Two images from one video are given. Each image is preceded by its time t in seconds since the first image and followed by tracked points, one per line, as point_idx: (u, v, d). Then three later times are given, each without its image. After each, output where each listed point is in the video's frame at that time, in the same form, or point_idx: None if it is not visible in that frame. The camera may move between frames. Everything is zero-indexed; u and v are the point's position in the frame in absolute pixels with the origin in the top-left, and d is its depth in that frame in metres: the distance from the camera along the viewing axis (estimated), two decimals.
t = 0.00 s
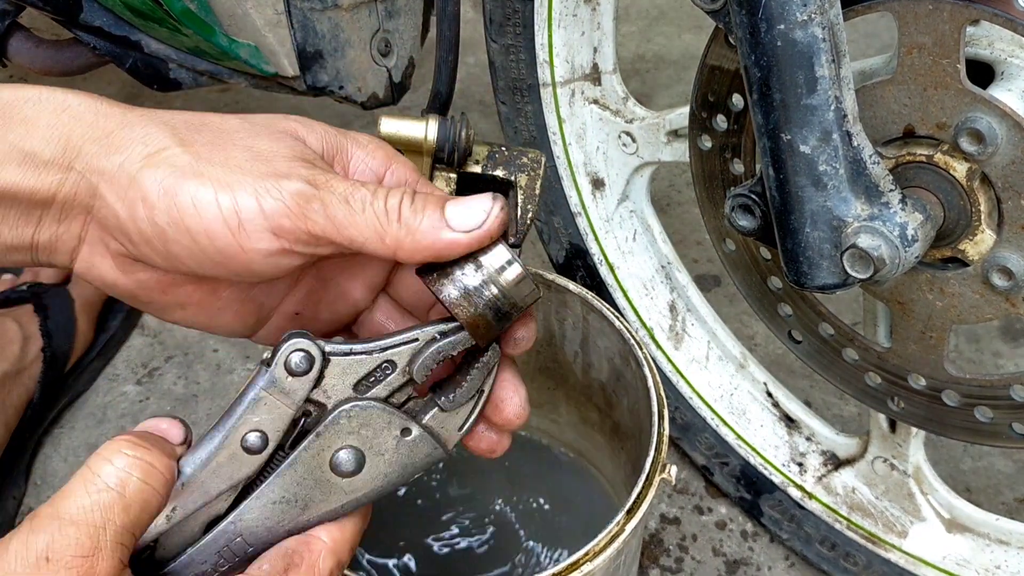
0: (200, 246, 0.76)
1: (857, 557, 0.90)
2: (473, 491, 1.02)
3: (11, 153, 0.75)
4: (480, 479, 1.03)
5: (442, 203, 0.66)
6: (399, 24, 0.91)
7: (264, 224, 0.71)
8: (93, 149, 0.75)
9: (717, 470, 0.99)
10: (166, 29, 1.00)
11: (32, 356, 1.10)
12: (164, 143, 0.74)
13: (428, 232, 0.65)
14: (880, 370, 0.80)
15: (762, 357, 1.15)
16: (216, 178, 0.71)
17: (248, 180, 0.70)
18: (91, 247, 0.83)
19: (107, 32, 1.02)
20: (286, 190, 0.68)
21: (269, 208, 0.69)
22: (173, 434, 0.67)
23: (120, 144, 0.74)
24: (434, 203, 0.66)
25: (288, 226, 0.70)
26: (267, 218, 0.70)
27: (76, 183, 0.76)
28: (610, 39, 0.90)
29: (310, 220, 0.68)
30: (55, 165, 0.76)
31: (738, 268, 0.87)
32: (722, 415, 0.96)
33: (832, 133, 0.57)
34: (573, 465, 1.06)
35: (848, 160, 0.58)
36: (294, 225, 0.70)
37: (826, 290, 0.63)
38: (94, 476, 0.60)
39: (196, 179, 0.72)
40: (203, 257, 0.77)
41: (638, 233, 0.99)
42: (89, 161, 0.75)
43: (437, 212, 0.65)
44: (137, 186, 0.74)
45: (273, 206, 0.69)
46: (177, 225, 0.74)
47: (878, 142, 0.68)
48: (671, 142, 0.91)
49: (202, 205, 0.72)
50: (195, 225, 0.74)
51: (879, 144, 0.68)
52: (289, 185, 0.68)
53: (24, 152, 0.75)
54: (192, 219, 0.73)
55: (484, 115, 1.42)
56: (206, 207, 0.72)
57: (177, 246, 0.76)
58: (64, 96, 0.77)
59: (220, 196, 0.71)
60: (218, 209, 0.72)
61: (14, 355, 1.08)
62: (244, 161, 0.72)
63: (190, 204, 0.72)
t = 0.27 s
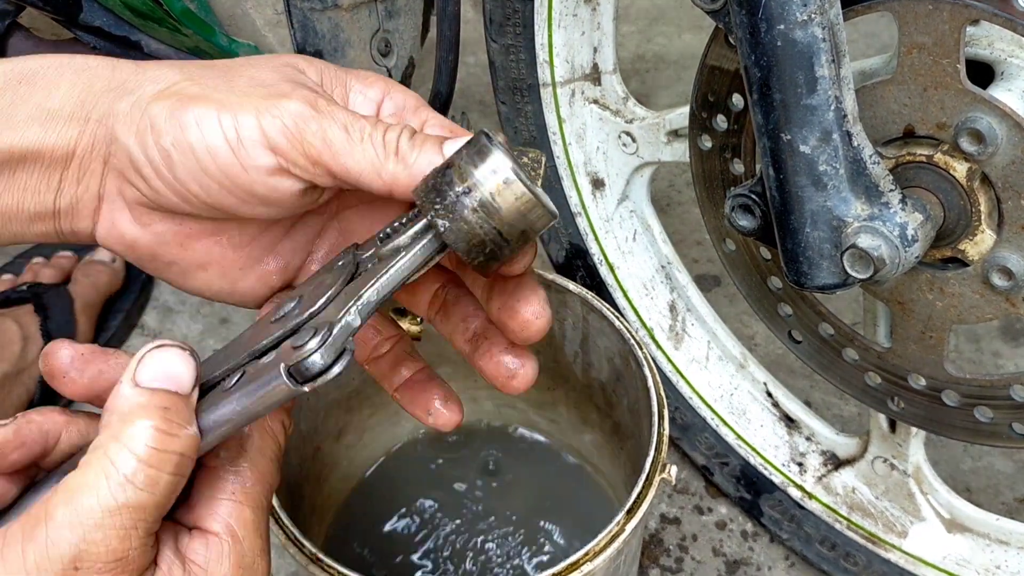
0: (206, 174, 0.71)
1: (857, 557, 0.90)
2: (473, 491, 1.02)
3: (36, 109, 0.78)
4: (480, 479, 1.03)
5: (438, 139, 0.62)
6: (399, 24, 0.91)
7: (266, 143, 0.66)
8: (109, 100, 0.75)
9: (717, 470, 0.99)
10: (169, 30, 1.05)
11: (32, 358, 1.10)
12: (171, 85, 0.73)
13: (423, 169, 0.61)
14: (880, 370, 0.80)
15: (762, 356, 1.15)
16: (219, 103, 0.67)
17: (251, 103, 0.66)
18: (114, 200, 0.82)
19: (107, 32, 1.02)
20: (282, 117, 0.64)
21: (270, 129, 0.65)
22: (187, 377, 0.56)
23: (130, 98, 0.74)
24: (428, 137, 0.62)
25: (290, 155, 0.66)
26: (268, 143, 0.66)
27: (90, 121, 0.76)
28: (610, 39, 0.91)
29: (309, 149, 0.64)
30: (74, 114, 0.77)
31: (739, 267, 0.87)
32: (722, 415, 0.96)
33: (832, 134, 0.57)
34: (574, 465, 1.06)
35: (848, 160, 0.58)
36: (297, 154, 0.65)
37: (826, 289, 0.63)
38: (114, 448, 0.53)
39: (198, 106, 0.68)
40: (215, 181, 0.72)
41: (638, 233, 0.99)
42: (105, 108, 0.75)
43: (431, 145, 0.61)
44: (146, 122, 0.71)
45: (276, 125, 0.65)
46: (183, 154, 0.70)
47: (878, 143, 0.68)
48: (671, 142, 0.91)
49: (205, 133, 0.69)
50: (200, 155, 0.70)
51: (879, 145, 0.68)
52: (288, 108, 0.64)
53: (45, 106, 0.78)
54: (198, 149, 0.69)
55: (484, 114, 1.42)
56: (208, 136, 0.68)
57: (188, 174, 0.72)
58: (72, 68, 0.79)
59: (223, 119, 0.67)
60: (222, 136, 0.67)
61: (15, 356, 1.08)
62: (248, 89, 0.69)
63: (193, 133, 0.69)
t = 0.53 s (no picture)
0: (177, 267, 0.67)
1: (857, 557, 0.90)
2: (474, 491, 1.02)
3: None
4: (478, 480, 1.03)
5: (402, 155, 0.62)
6: (399, 25, 0.91)
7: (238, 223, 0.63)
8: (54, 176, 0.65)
9: (716, 470, 0.99)
10: (169, 31, 1.05)
11: (30, 356, 1.11)
12: (127, 142, 0.64)
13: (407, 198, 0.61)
14: (879, 370, 0.80)
15: (762, 356, 1.16)
16: (186, 186, 0.63)
17: (218, 194, 0.62)
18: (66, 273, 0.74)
19: (107, 32, 1.03)
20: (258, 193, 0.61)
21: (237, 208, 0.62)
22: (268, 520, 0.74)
23: (75, 187, 0.65)
24: (404, 161, 0.62)
25: (264, 226, 0.63)
26: (241, 223, 0.63)
27: (33, 210, 0.67)
28: (610, 40, 0.91)
29: (288, 208, 0.61)
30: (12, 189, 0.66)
31: (738, 268, 0.87)
32: (722, 415, 0.96)
33: (831, 134, 0.58)
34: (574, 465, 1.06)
35: (848, 160, 0.58)
36: (274, 227, 0.63)
37: (826, 290, 0.63)
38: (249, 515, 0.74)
39: (165, 204, 0.63)
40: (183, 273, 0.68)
41: (638, 233, 0.99)
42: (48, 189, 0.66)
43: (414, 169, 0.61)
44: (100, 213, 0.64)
45: (254, 205, 0.61)
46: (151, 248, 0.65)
47: (877, 143, 0.68)
48: (671, 142, 0.91)
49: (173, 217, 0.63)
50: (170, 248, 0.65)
51: (878, 145, 0.68)
52: (255, 183, 0.61)
53: None
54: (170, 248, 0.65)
55: (484, 115, 1.42)
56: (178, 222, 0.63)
57: (155, 270, 0.67)
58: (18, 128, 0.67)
59: (194, 210, 0.63)
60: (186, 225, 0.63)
61: (13, 355, 1.09)
62: (220, 154, 0.63)
63: (164, 232, 0.64)
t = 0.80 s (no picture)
0: (178, 164, 0.75)
1: (857, 557, 0.90)
2: (474, 491, 1.02)
3: None
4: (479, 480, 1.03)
5: None
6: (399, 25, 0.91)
7: (229, 114, 0.73)
8: (41, 159, 0.72)
9: (716, 470, 0.99)
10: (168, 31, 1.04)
11: (29, 356, 1.10)
12: (98, 91, 0.71)
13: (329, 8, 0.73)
14: (879, 370, 0.80)
15: (762, 357, 1.15)
16: (146, 106, 0.70)
17: (171, 88, 0.70)
18: (77, 239, 0.82)
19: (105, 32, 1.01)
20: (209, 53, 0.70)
21: (224, 105, 0.72)
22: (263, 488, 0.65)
23: (77, 138, 0.71)
24: None
25: (230, 102, 0.72)
26: (209, 93, 0.71)
27: (44, 177, 0.73)
28: (610, 39, 0.90)
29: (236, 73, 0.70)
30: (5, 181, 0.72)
31: (738, 268, 0.87)
32: (722, 416, 0.96)
33: (831, 134, 0.57)
34: (574, 465, 1.06)
35: (848, 160, 0.58)
36: (239, 89, 0.72)
37: (825, 290, 0.62)
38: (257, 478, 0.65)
39: (139, 114, 0.70)
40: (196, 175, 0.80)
41: (637, 233, 0.99)
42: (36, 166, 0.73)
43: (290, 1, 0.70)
44: (95, 159, 0.72)
45: (209, 95, 0.71)
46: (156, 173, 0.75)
47: (877, 143, 0.68)
48: (671, 143, 0.91)
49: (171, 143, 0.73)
50: (166, 155, 0.74)
51: (879, 145, 0.68)
52: (206, 66, 0.70)
53: None
54: (164, 153, 0.73)
55: (484, 115, 1.42)
56: (163, 131, 0.71)
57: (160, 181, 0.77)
58: None
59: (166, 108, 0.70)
60: (176, 132, 0.72)
61: (12, 355, 1.09)
62: (153, 52, 0.71)
63: (151, 141, 0.72)
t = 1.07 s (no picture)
0: (234, 193, 0.76)
1: (857, 557, 0.90)
2: (474, 491, 1.02)
3: (44, 192, 0.74)
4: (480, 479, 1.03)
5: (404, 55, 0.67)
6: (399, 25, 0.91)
7: (285, 167, 0.74)
8: (114, 162, 0.73)
9: (716, 470, 0.99)
10: (169, 30, 1.05)
11: (31, 356, 1.10)
12: (177, 120, 0.74)
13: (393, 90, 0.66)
14: (879, 370, 0.80)
15: (762, 356, 1.16)
16: (217, 142, 0.71)
17: (240, 130, 0.71)
18: (134, 242, 0.83)
19: (106, 32, 1.03)
20: (308, 118, 0.68)
21: (274, 163, 0.72)
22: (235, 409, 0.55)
23: (168, 160, 0.73)
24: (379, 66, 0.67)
25: (286, 157, 0.72)
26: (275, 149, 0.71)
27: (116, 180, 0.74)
28: (610, 39, 0.90)
29: (302, 139, 0.70)
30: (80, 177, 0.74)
31: (738, 268, 0.87)
32: (722, 415, 0.96)
33: (831, 134, 0.58)
34: (574, 465, 1.06)
35: (848, 160, 0.58)
36: (298, 149, 0.71)
37: (825, 290, 0.63)
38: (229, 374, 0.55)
39: (206, 140, 0.71)
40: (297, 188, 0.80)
41: (637, 233, 0.99)
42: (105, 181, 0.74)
43: (374, 75, 0.67)
44: (160, 174, 0.73)
45: (273, 146, 0.71)
46: (213, 202, 0.77)
47: (877, 143, 0.68)
48: (671, 143, 0.91)
49: (225, 179, 0.73)
50: (223, 185, 0.74)
51: (878, 145, 0.68)
52: (279, 119, 0.69)
53: (52, 187, 0.74)
54: (218, 184, 0.74)
55: (485, 115, 1.42)
56: (224, 168, 0.72)
57: (213, 207, 0.78)
58: None
59: (232, 144, 0.71)
60: (236, 165, 0.72)
61: (13, 355, 1.08)
62: (237, 106, 0.72)
63: (211, 169, 0.73)
